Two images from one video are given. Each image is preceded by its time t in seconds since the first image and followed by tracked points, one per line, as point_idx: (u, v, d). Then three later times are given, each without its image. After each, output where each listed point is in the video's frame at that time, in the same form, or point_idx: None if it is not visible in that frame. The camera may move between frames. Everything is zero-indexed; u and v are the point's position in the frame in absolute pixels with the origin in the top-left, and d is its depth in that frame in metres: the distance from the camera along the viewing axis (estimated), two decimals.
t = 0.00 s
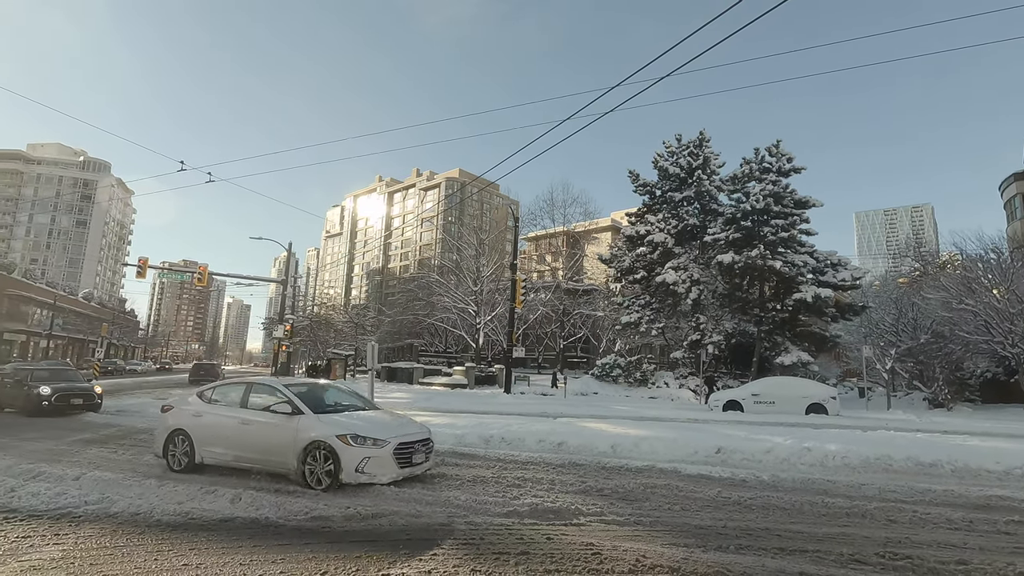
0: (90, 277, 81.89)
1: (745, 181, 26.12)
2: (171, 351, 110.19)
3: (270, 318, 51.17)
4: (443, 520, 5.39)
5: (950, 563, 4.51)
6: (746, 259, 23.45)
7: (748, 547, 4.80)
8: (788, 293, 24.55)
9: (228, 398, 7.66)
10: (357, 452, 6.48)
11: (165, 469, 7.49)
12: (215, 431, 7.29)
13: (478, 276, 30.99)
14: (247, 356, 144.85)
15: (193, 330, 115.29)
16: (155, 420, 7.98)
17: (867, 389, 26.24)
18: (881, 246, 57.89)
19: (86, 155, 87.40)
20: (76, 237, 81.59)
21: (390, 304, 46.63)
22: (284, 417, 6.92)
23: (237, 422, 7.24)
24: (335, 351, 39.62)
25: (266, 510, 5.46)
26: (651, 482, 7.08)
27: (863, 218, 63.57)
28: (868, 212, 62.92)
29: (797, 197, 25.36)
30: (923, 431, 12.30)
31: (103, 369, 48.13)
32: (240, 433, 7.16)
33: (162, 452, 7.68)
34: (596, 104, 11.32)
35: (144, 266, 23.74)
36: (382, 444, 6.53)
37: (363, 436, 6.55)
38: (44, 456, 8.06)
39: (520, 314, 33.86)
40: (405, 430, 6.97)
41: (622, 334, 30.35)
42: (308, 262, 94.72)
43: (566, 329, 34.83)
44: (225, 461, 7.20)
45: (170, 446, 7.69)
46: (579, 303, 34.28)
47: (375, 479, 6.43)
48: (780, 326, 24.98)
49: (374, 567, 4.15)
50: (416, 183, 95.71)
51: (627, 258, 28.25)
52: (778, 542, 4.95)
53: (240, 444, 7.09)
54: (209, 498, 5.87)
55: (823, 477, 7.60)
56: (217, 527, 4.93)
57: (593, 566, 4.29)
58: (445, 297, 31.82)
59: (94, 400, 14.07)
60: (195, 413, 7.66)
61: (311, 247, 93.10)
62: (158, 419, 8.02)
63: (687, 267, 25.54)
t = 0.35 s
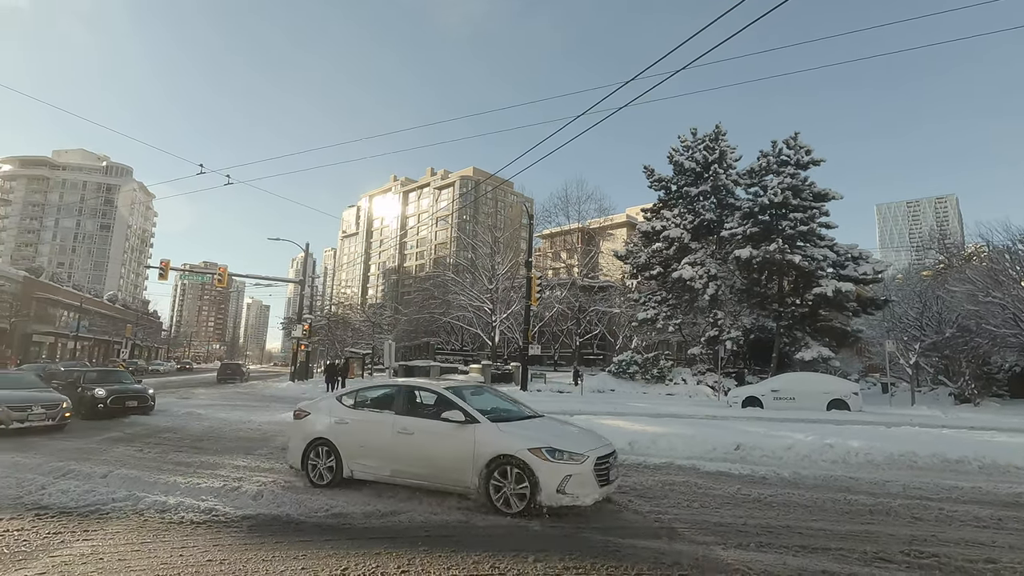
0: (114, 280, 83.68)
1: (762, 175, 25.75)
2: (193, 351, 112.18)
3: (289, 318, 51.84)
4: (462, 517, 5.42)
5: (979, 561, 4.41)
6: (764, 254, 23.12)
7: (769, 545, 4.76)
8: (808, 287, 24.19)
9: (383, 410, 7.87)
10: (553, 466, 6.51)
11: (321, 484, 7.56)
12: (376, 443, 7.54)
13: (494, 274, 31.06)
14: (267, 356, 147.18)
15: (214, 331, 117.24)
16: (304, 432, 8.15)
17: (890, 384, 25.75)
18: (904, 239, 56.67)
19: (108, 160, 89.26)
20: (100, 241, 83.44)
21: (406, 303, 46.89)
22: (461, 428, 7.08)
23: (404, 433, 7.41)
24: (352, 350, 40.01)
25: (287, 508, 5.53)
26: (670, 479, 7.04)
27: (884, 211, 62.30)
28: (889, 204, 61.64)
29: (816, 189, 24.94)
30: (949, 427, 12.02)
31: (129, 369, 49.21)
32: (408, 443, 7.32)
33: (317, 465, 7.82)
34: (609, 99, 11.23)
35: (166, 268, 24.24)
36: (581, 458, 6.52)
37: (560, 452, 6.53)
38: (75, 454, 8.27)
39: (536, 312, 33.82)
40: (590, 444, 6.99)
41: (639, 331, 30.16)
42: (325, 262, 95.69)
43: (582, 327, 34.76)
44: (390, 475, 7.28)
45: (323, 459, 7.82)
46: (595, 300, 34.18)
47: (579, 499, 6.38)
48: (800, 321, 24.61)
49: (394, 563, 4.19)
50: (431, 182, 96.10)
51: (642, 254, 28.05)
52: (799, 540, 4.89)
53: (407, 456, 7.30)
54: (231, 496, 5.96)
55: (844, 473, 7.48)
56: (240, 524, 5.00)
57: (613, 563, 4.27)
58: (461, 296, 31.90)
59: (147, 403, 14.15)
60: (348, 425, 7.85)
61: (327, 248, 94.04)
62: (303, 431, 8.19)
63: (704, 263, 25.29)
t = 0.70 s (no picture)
0: (137, 282, 85.47)
1: (780, 168, 25.37)
2: (214, 351, 114.16)
3: (306, 318, 52.50)
4: (479, 514, 5.44)
5: (1007, 561, 4.32)
6: (782, 248, 22.79)
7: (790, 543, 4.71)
8: (828, 282, 23.80)
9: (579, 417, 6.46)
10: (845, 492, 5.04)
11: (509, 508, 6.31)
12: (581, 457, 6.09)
13: (508, 272, 31.10)
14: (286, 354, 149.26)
15: (235, 331, 119.13)
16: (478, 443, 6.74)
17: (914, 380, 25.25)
18: (928, 231, 55.49)
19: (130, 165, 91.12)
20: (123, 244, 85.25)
21: (422, 301, 47.15)
22: (706, 443, 5.54)
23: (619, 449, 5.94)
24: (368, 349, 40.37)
25: (307, 505, 5.61)
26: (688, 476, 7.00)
27: (906, 202, 60.92)
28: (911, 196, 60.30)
29: (836, 182, 24.51)
30: (974, 424, 11.76)
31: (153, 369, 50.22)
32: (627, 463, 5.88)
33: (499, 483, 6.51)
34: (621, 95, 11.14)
35: (188, 270, 24.70)
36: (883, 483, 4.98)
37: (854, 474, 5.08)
38: (105, 452, 8.45)
39: (551, 310, 33.76)
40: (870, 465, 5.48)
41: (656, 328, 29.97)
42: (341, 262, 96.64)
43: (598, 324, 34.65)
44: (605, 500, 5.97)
45: (783, 509, 5.17)
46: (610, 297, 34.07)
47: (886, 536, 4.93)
48: (820, 316, 24.28)
49: (413, 560, 4.23)
50: (445, 181, 96.40)
51: (658, 251, 27.82)
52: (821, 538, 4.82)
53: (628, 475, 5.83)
54: (253, 493, 6.07)
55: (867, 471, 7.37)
56: (262, 521, 5.09)
57: (632, 562, 4.26)
58: (476, 295, 31.98)
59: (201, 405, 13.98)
60: (536, 435, 6.42)
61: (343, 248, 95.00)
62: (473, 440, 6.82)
63: (721, 259, 25.01)
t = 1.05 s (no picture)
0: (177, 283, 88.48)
1: (815, 159, 24.64)
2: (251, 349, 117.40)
3: (339, 317, 53.54)
4: (510, 510, 5.46)
5: None
6: (818, 242, 22.13)
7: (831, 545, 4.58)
8: (867, 276, 23.02)
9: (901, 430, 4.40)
10: None
11: (810, 551, 4.45)
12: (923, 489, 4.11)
13: (536, 269, 31.07)
14: (320, 352, 152.60)
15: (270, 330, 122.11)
16: (742, 462, 4.78)
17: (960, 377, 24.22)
18: (974, 222, 53.11)
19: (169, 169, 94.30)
20: (164, 247, 88.40)
21: (451, 299, 47.51)
22: None
23: (998, 477, 3.95)
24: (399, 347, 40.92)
25: (341, 499, 5.73)
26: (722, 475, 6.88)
27: (950, 191, 58.41)
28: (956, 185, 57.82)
29: (875, 173, 23.69)
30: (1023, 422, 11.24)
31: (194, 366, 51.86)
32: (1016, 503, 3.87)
33: (783, 513, 4.59)
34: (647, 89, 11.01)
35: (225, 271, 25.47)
36: None
37: None
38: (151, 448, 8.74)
39: (580, 307, 33.57)
40: None
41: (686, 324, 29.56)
42: (371, 261, 98.15)
43: (627, 321, 34.39)
44: (978, 548, 4.00)
45: None
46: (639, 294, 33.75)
47: None
48: (858, 311, 23.55)
49: (445, 555, 4.27)
50: (472, 179, 96.74)
51: (688, 246, 27.34)
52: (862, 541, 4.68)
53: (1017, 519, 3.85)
54: (289, 487, 6.23)
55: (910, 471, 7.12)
56: (298, 515, 5.22)
57: (665, 560, 4.22)
58: (505, 292, 32.05)
59: (277, 404, 13.57)
60: (850, 453, 4.38)
61: (374, 248, 96.37)
62: (734, 456, 4.85)
63: (753, 253, 24.47)
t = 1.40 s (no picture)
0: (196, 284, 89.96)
1: (834, 158, 24.30)
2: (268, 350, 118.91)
3: (354, 318, 54.04)
4: (526, 510, 5.47)
5: None
6: (836, 241, 21.82)
7: (851, 548, 4.51)
8: (887, 276, 22.63)
9: None
10: None
11: (834, 556, 4.38)
12: None
13: (550, 270, 31.06)
14: (336, 352, 154.06)
15: (287, 330, 123.51)
16: None
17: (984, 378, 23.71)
18: (999, 220, 51.93)
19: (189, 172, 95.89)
20: (183, 248, 89.91)
21: (464, 300, 47.66)
22: None
23: None
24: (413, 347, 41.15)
25: (358, 498, 5.78)
26: (739, 477, 6.82)
27: (972, 189, 57.24)
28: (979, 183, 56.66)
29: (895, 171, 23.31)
30: None
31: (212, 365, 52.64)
32: None
33: None
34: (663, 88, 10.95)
35: (243, 272, 25.80)
36: None
37: None
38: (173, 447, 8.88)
39: (594, 307, 33.45)
40: None
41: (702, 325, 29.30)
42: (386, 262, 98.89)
43: (641, 321, 34.21)
44: None
45: None
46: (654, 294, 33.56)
47: None
48: (878, 312, 23.19)
49: (461, 554, 4.29)
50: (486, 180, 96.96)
51: (704, 246, 27.11)
52: (882, 544, 4.61)
53: None
54: (306, 486, 6.30)
55: (932, 475, 6.98)
56: (316, 513, 5.28)
57: (682, 562, 4.19)
58: (518, 292, 32.06)
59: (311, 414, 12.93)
60: None
61: (388, 249, 97.16)
62: None
63: (770, 253, 24.20)
